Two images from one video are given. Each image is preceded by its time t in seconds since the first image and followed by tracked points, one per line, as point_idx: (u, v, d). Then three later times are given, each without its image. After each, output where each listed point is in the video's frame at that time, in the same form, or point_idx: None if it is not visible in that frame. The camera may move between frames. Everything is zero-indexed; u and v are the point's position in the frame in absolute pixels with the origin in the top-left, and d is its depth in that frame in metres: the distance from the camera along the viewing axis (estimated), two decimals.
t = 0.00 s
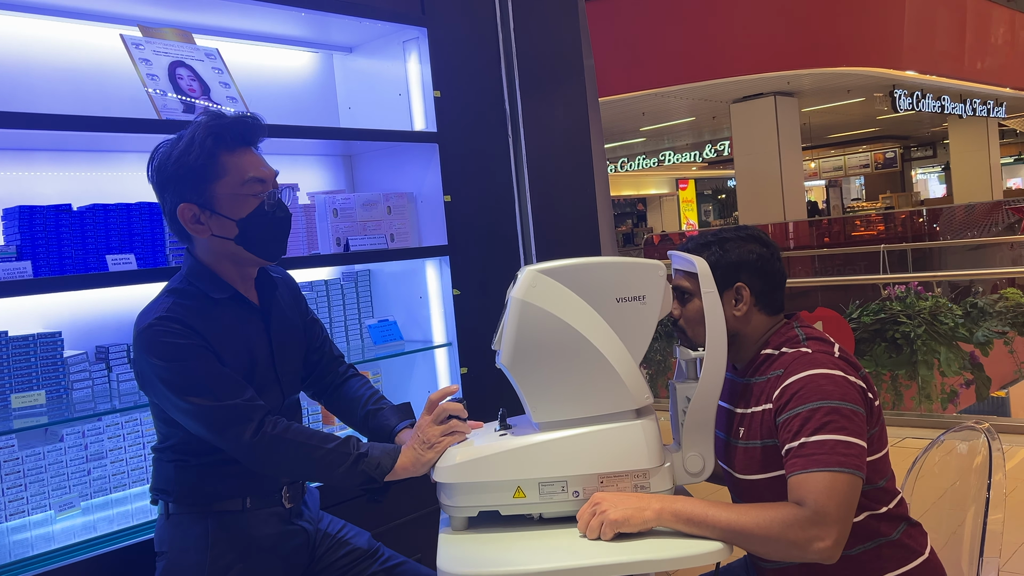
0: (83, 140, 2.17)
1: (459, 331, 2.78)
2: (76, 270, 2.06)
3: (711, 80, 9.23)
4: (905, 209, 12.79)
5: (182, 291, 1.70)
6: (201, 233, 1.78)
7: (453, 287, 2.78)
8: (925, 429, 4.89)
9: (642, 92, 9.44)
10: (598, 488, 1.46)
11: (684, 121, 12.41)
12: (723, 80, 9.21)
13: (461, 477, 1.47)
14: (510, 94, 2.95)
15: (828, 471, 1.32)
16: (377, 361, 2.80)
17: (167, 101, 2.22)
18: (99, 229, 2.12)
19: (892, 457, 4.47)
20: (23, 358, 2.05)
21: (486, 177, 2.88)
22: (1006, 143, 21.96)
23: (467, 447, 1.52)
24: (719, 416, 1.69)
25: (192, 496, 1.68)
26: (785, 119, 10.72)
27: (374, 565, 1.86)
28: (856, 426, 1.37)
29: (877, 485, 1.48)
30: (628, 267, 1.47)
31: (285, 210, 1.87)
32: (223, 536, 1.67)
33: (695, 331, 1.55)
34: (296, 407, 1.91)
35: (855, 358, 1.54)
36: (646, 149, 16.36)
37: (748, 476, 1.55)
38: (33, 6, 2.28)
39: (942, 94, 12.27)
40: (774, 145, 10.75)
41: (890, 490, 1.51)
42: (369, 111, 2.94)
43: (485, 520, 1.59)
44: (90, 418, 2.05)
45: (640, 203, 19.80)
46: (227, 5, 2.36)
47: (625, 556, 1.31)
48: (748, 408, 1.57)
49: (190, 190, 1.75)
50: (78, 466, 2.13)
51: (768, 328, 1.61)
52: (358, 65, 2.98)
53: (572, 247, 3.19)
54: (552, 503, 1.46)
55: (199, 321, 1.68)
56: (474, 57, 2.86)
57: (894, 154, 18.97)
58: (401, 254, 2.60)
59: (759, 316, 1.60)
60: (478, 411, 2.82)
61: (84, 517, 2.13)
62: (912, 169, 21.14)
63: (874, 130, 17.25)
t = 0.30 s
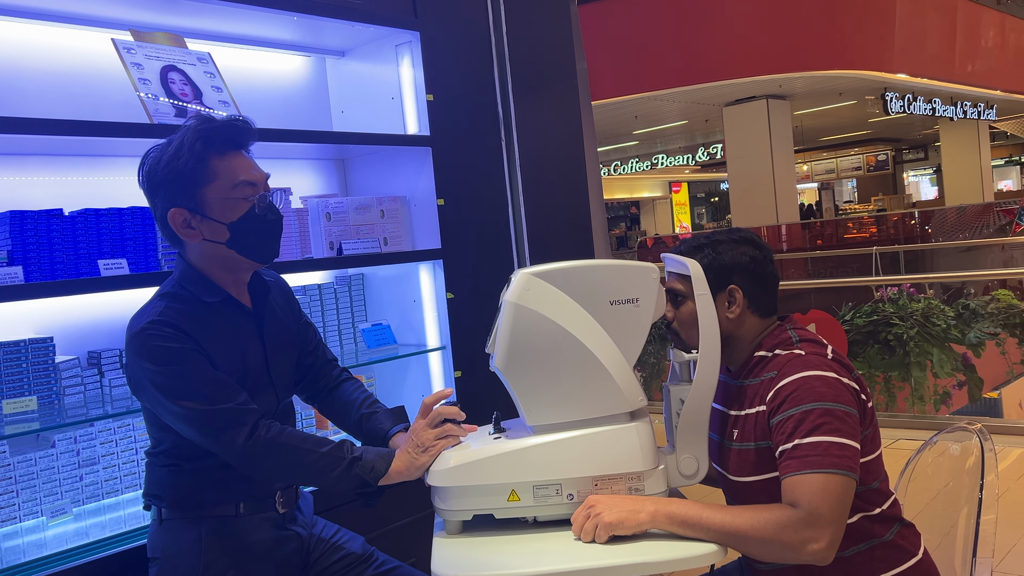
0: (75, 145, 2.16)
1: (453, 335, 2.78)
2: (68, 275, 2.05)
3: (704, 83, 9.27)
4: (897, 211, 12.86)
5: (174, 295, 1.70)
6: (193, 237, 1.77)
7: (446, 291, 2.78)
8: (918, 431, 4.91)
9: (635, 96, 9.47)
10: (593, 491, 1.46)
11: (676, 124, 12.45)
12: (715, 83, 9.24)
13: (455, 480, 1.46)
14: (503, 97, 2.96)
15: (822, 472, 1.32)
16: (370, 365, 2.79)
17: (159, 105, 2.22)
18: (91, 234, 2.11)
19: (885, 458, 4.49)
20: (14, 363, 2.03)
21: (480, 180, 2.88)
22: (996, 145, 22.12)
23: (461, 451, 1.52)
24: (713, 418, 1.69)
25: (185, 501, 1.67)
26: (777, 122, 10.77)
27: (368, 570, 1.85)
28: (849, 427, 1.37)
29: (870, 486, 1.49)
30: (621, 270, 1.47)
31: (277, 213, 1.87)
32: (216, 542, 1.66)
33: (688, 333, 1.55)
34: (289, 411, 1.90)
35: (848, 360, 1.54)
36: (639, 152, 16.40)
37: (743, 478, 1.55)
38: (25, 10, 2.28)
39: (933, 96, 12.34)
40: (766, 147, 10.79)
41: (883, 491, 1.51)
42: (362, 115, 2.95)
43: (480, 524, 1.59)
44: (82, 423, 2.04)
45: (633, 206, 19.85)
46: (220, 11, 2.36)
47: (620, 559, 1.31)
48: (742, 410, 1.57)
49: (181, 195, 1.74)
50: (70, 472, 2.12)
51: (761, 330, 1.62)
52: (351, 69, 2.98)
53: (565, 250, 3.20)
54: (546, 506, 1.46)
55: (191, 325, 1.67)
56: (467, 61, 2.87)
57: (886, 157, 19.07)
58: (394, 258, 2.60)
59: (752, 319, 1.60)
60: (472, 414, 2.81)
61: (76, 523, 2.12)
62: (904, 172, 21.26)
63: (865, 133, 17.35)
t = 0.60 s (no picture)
0: (70, 151, 2.16)
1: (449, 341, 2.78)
2: (63, 282, 2.05)
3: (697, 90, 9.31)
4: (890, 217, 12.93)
5: (169, 301, 1.70)
6: (190, 243, 1.77)
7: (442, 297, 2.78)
8: (913, 437, 4.92)
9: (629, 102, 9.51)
10: (588, 497, 1.46)
11: (670, 131, 12.50)
12: (709, 89, 9.29)
13: (450, 488, 1.46)
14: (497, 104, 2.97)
15: (817, 478, 1.32)
16: (366, 371, 2.78)
17: (155, 113, 2.22)
18: (85, 241, 2.10)
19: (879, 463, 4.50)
20: (8, 370, 2.02)
21: (475, 186, 2.89)
22: (987, 151, 22.27)
23: (457, 457, 1.52)
24: (708, 424, 1.69)
25: (180, 509, 1.66)
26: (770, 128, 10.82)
27: None
28: (844, 433, 1.37)
29: (865, 492, 1.49)
30: (617, 277, 1.47)
31: (273, 216, 1.87)
32: (211, 550, 1.66)
33: (683, 340, 1.56)
34: (284, 418, 1.90)
35: (842, 366, 1.55)
36: (633, 158, 16.45)
37: (738, 484, 1.55)
38: (20, 17, 2.28)
39: (925, 103, 12.42)
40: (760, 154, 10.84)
41: (878, 497, 1.52)
42: (358, 121, 2.95)
43: (475, 531, 1.58)
44: (76, 431, 2.03)
45: (627, 211, 19.89)
46: (215, 17, 2.35)
47: (616, 565, 1.31)
48: (737, 416, 1.58)
49: (177, 200, 1.74)
50: (63, 479, 2.11)
51: (756, 336, 1.62)
52: (346, 75, 2.99)
53: (560, 255, 3.21)
54: (543, 513, 1.46)
55: (186, 331, 1.67)
56: (461, 68, 2.87)
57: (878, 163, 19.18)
58: (390, 264, 2.60)
59: (747, 325, 1.61)
60: (468, 420, 2.81)
61: (70, 531, 2.11)
62: (896, 178, 21.37)
63: (858, 139, 17.44)
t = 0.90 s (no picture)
0: (69, 160, 2.17)
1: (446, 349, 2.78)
2: (60, 290, 2.05)
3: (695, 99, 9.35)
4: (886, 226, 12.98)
5: (167, 310, 1.70)
6: (189, 252, 1.78)
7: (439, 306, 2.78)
8: (909, 445, 4.91)
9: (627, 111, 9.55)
10: (585, 506, 1.46)
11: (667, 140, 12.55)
12: (706, 99, 9.33)
13: (447, 497, 1.46)
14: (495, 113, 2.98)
15: (813, 488, 1.32)
16: (363, 380, 2.78)
17: (153, 121, 2.24)
18: (83, 250, 2.11)
19: (876, 473, 4.50)
20: (6, 379, 2.02)
21: (473, 195, 2.90)
22: (983, 161, 22.38)
23: (453, 467, 1.52)
24: (704, 434, 1.70)
25: (177, 518, 1.66)
26: (767, 138, 10.87)
27: None
28: (839, 443, 1.38)
29: (861, 502, 1.49)
30: (614, 286, 1.48)
31: (272, 227, 1.88)
32: (207, 559, 1.65)
33: (680, 349, 1.56)
34: (281, 427, 1.89)
35: (838, 376, 1.55)
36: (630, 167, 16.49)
37: (734, 494, 1.55)
38: (21, 25, 2.30)
39: (921, 113, 12.48)
40: (757, 163, 10.88)
41: (874, 506, 1.52)
42: (356, 130, 2.96)
43: (472, 540, 1.58)
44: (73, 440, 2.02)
45: (625, 219, 19.90)
46: (214, 27, 2.36)
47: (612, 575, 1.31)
48: (733, 426, 1.58)
49: (177, 209, 1.74)
50: (60, 487, 2.10)
51: (753, 346, 1.63)
52: (345, 85, 3.00)
53: (557, 264, 3.22)
54: (539, 522, 1.46)
55: (184, 340, 1.67)
56: (459, 77, 2.89)
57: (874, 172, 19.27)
58: (387, 273, 2.60)
59: (744, 334, 1.62)
60: (465, 429, 2.81)
61: (66, 540, 2.10)
62: (892, 187, 21.46)
63: (854, 148, 17.52)
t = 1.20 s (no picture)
0: (70, 167, 2.17)
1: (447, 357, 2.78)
2: (62, 298, 2.05)
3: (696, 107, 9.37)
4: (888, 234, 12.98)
5: (168, 318, 1.70)
6: (189, 259, 1.78)
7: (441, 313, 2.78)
8: (911, 454, 4.88)
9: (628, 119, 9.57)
10: (587, 515, 1.46)
11: (668, 147, 12.57)
12: (707, 107, 9.35)
13: (449, 505, 1.46)
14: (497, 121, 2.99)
15: (816, 497, 1.32)
16: (364, 387, 2.78)
17: (156, 128, 2.24)
18: (85, 257, 2.11)
19: (879, 482, 4.49)
20: (7, 386, 2.02)
21: (475, 202, 2.90)
22: (984, 169, 22.40)
23: (455, 475, 1.52)
24: (706, 442, 1.69)
25: (178, 526, 1.66)
26: (768, 146, 10.88)
27: None
28: (842, 452, 1.37)
29: (864, 511, 1.49)
30: (616, 295, 1.48)
31: (274, 237, 1.88)
32: (208, 567, 1.65)
33: (682, 358, 1.56)
34: (282, 435, 1.89)
35: (841, 384, 1.55)
36: (632, 174, 16.51)
37: (736, 503, 1.55)
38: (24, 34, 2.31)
39: (923, 121, 12.49)
40: (758, 171, 10.90)
41: (877, 516, 1.51)
42: (358, 137, 2.97)
43: (473, 548, 1.58)
44: (74, 447, 2.02)
45: (626, 227, 19.91)
46: (216, 35, 2.37)
47: None
48: (735, 434, 1.58)
49: (179, 216, 1.75)
50: (61, 495, 2.10)
51: (755, 354, 1.63)
52: (347, 92, 3.01)
53: (558, 272, 3.22)
54: (541, 531, 1.46)
55: (185, 348, 1.67)
56: (461, 85, 2.90)
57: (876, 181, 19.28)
58: (389, 280, 2.60)
59: (746, 343, 1.61)
60: (466, 437, 2.81)
61: (67, 547, 2.10)
62: (894, 195, 21.47)
63: (856, 156, 17.54)
